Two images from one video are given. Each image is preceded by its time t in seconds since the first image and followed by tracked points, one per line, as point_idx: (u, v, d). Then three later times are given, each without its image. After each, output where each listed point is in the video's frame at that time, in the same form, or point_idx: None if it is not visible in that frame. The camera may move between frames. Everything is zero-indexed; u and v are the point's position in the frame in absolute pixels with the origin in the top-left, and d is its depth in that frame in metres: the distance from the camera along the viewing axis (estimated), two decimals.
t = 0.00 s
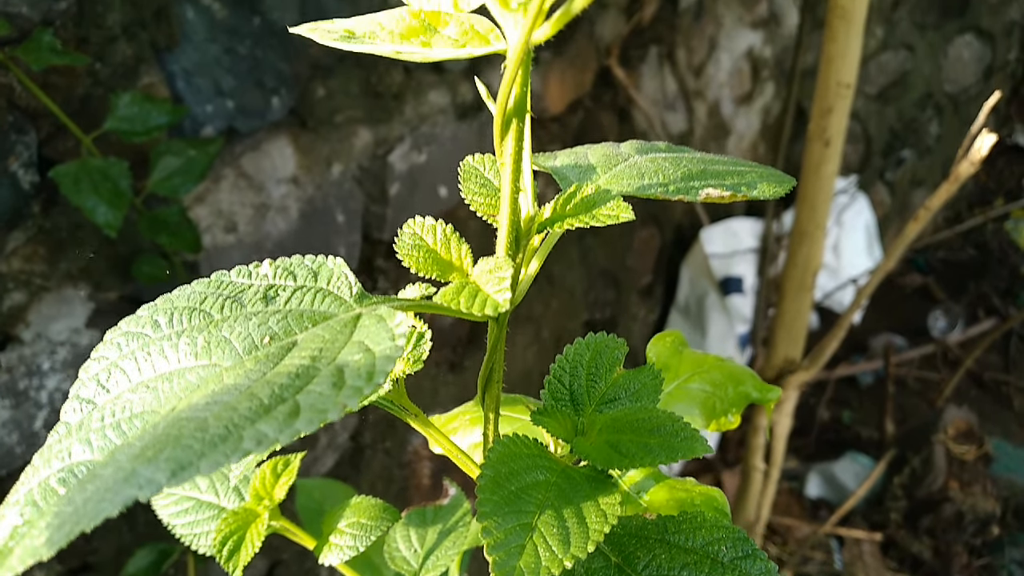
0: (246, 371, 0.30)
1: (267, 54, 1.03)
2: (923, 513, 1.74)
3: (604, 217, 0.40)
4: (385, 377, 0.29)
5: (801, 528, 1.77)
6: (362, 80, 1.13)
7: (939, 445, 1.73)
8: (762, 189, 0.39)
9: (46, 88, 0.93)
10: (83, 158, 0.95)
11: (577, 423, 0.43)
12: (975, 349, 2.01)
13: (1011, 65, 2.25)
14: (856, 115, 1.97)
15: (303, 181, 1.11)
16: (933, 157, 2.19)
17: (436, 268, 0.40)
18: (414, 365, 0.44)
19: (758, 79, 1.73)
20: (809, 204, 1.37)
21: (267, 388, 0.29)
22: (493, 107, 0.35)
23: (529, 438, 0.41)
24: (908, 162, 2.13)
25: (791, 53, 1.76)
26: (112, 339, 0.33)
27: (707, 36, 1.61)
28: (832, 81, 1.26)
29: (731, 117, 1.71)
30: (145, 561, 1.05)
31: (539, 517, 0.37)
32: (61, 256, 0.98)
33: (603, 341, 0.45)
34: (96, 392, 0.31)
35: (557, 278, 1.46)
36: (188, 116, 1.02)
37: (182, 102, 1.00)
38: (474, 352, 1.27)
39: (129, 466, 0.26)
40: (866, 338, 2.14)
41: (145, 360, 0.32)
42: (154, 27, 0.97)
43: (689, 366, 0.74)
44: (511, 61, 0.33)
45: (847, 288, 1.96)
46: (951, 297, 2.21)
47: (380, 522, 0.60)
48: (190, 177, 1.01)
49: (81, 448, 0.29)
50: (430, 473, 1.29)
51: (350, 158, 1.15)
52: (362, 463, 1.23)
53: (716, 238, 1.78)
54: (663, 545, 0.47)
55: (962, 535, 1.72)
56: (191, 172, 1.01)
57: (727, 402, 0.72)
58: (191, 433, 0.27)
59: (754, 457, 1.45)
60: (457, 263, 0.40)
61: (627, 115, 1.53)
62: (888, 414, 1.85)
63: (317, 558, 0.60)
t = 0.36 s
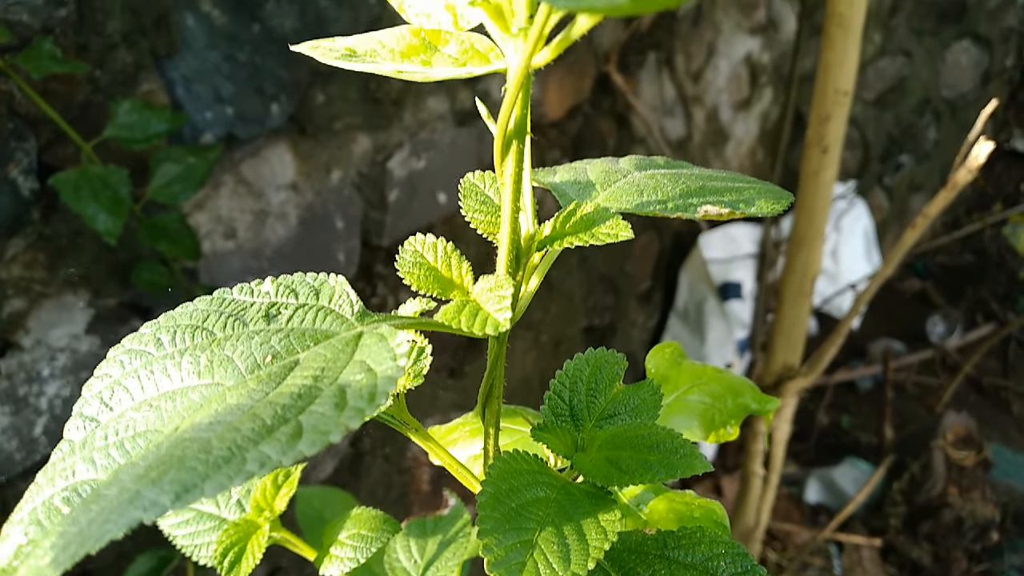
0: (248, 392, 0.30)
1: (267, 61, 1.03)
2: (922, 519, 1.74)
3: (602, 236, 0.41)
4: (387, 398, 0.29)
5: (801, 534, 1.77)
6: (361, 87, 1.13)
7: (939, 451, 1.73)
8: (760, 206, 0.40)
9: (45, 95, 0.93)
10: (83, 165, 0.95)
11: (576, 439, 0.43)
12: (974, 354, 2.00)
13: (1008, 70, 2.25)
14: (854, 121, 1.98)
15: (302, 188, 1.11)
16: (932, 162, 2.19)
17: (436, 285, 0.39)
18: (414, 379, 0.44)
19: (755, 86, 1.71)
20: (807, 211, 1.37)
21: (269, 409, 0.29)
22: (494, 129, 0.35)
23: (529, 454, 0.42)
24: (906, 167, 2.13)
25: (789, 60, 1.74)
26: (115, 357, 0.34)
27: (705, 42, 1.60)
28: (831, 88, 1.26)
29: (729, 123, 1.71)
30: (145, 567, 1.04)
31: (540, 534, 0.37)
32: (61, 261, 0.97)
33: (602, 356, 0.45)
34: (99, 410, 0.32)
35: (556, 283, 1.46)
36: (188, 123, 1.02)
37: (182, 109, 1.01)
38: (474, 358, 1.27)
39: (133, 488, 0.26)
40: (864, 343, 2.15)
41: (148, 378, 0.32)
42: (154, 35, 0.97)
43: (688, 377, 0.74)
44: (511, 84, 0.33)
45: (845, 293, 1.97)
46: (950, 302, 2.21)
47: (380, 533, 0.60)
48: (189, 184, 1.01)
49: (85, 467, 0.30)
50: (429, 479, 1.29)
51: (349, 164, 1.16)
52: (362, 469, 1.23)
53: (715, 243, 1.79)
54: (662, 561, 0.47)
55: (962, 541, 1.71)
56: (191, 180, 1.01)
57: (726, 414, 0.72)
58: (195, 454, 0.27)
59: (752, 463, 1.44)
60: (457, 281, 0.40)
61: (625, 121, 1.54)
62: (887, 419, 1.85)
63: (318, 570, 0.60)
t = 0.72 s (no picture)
0: (249, 413, 0.31)
1: (267, 68, 1.04)
2: (920, 525, 1.74)
3: (600, 255, 0.40)
4: (386, 420, 0.29)
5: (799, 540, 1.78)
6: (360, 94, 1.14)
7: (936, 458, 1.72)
8: (757, 224, 0.40)
9: (45, 102, 0.93)
10: (83, 173, 0.95)
11: (575, 456, 0.44)
12: (972, 360, 2.00)
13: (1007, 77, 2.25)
14: (852, 127, 1.98)
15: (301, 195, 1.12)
16: (931, 168, 2.18)
17: (435, 303, 0.40)
18: (413, 395, 0.44)
19: (755, 91, 1.71)
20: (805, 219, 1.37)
21: (269, 431, 0.29)
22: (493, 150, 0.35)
23: (527, 471, 0.42)
24: (905, 173, 2.13)
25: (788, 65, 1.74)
26: (116, 375, 0.34)
27: (704, 48, 1.60)
28: (829, 96, 1.27)
29: (727, 129, 1.71)
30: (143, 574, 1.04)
31: (538, 552, 0.38)
32: (61, 269, 0.98)
33: (600, 372, 0.46)
34: (101, 428, 0.32)
35: (555, 290, 1.46)
36: (188, 130, 1.02)
37: (181, 116, 1.01)
38: (472, 364, 1.27)
39: (135, 510, 0.27)
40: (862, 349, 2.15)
41: (149, 397, 0.33)
42: (154, 42, 0.97)
43: (687, 390, 0.75)
44: (510, 108, 0.33)
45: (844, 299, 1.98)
46: (948, 308, 2.21)
47: (378, 545, 0.60)
48: (189, 192, 1.01)
49: (86, 487, 0.30)
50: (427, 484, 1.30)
51: (349, 170, 1.16)
52: (359, 476, 1.21)
53: (714, 249, 1.78)
54: None
55: (960, 547, 1.71)
56: (190, 187, 1.01)
57: (724, 426, 0.73)
58: (195, 477, 0.28)
59: (750, 469, 1.44)
60: (456, 299, 0.40)
61: (625, 127, 1.54)
62: (885, 426, 1.85)
63: None
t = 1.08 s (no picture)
0: (248, 421, 0.31)
1: (265, 70, 1.04)
2: (918, 528, 1.74)
3: (599, 262, 0.40)
4: (385, 428, 0.30)
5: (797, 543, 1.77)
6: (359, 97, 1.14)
7: (934, 460, 1.71)
8: (755, 230, 0.40)
9: (44, 105, 0.93)
10: (82, 176, 0.95)
11: (572, 463, 0.44)
12: (970, 362, 2.00)
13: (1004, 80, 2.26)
14: (851, 129, 1.99)
15: (300, 198, 1.12)
16: (928, 170, 2.18)
17: (434, 311, 0.40)
18: (412, 403, 0.44)
19: (753, 93, 1.72)
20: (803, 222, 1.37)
21: (269, 440, 0.29)
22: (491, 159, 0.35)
23: (525, 478, 0.42)
24: (903, 176, 2.13)
25: (787, 66, 1.74)
26: (116, 383, 0.34)
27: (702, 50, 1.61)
28: (827, 99, 1.27)
29: (726, 131, 1.71)
30: None
31: (536, 559, 0.38)
32: (59, 272, 0.97)
33: (598, 379, 0.46)
34: (100, 436, 0.33)
35: (554, 293, 1.46)
36: (187, 133, 1.02)
37: (180, 119, 1.01)
38: (471, 367, 1.27)
39: (135, 520, 0.27)
40: (861, 351, 2.16)
41: (148, 405, 0.33)
42: (154, 45, 0.97)
43: (684, 395, 0.75)
44: (509, 118, 0.33)
45: (842, 301, 2.02)
46: (946, 311, 2.21)
47: (377, 551, 0.60)
48: (188, 195, 1.01)
49: (86, 495, 0.30)
50: (425, 487, 1.30)
51: (348, 173, 1.16)
52: (358, 479, 1.22)
53: (712, 253, 1.79)
54: None
55: (957, 550, 1.71)
56: (189, 190, 1.00)
57: (721, 432, 0.73)
58: (195, 486, 0.28)
59: (749, 472, 1.43)
60: (455, 306, 0.40)
61: (623, 130, 1.55)
62: (883, 428, 1.85)
63: None
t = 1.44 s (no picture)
0: (249, 426, 0.31)
1: (266, 72, 1.04)
2: (918, 529, 1.74)
3: (600, 267, 0.40)
4: (385, 434, 0.30)
5: (797, 544, 1.77)
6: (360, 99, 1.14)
7: (934, 462, 1.73)
8: (755, 235, 0.41)
9: (45, 107, 0.93)
10: (82, 178, 0.95)
11: (572, 468, 0.44)
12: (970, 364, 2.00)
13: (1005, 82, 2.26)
14: (851, 131, 2.00)
15: (300, 200, 1.12)
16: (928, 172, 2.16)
17: (435, 315, 0.40)
18: (413, 407, 0.44)
19: (754, 95, 1.71)
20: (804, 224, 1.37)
21: (270, 445, 0.29)
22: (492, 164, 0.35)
23: (526, 482, 0.42)
24: (904, 177, 2.13)
25: (788, 68, 1.74)
26: (117, 387, 0.35)
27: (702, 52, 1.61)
28: (827, 100, 1.27)
29: (726, 133, 1.71)
30: None
31: (536, 563, 0.38)
32: (60, 274, 0.97)
33: (599, 384, 0.46)
34: (102, 441, 0.33)
35: (554, 294, 1.46)
36: (188, 135, 1.02)
37: (181, 121, 1.01)
38: (471, 369, 1.27)
39: (136, 525, 0.27)
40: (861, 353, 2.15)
41: (150, 410, 0.33)
42: (154, 47, 0.97)
43: (685, 399, 0.75)
44: (510, 124, 0.33)
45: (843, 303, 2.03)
46: (947, 312, 2.21)
47: (377, 554, 0.60)
48: (188, 197, 1.01)
49: (87, 500, 0.31)
50: (425, 488, 1.30)
51: (348, 175, 1.16)
52: (359, 480, 1.22)
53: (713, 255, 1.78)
54: None
55: (957, 552, 1.72)
56: (189, 193, 1.01)
57: (721, 434, 0.73)
58: (196, 491, 0.28)
59: (749, 474, 1.45)
60: (455, 310, 0.40)
61: (624, 131, 1.55)
62: (884, 430, 1.85)
63: None
